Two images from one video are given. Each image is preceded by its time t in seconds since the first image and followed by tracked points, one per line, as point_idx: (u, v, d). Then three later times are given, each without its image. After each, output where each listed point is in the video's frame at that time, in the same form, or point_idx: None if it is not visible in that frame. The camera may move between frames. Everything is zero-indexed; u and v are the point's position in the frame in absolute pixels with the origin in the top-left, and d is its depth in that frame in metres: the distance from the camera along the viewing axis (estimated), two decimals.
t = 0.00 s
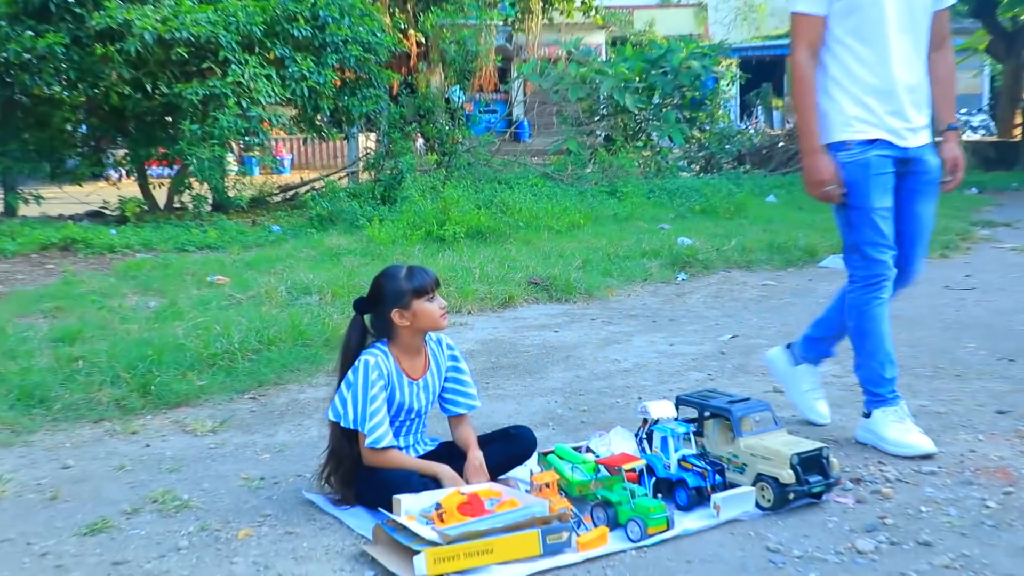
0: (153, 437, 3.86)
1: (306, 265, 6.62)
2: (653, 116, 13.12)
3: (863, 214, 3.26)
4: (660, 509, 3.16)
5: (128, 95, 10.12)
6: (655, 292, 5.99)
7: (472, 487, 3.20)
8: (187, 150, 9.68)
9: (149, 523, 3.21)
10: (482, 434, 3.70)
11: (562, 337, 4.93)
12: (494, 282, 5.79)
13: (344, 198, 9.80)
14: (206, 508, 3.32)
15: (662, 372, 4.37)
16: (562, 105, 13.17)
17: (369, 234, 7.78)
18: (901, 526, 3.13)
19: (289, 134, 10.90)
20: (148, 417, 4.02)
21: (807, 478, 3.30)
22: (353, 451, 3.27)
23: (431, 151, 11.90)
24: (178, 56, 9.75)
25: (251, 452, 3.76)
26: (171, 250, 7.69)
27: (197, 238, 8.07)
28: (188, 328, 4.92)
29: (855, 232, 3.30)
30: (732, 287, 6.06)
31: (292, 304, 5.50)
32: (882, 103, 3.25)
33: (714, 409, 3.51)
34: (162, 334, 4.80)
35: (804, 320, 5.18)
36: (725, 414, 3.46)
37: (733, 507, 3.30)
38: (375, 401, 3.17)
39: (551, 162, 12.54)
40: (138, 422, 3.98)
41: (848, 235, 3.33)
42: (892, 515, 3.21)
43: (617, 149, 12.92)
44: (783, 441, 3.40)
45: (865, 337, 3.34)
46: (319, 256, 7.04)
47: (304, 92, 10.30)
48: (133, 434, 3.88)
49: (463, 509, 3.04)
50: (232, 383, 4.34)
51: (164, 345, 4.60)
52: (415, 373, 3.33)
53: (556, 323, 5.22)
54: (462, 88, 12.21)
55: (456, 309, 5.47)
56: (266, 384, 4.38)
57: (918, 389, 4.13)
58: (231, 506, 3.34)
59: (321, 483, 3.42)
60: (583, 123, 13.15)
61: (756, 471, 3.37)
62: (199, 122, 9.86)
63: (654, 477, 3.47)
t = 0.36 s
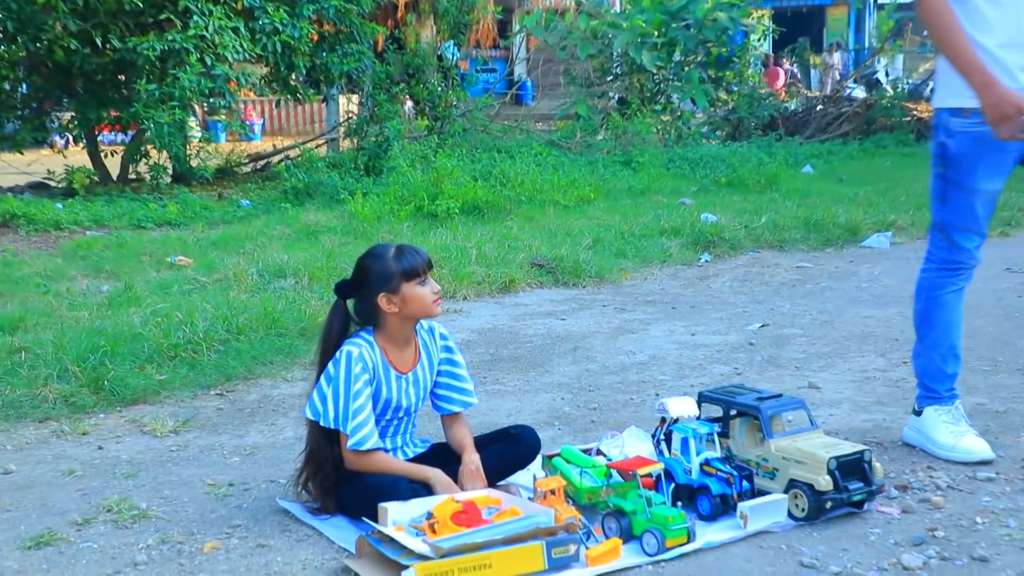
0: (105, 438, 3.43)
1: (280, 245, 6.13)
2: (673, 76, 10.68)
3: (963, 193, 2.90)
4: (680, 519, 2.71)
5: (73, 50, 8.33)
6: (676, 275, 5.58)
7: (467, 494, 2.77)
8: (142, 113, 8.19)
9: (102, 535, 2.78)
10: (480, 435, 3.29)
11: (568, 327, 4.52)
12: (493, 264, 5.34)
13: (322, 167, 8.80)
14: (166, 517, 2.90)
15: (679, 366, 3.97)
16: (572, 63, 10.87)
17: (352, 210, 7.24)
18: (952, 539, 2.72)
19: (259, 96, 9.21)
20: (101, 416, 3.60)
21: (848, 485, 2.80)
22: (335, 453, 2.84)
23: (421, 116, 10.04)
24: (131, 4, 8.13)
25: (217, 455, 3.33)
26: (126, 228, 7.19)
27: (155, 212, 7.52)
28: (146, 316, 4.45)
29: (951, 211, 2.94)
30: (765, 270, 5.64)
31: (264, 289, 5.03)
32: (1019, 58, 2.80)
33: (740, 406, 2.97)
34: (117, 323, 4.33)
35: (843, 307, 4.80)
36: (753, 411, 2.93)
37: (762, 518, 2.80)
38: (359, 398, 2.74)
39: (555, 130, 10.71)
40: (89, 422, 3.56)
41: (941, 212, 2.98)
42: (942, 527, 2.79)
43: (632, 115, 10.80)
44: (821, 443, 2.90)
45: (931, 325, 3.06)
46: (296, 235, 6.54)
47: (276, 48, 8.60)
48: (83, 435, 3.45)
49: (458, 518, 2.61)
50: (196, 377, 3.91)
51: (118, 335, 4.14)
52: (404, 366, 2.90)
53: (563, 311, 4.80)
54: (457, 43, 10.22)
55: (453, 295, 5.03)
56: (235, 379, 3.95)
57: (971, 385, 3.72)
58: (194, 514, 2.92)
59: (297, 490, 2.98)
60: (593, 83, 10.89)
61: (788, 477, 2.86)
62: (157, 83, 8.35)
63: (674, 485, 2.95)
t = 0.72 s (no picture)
0: (97, 414, 3.37)
1: (274, 218, 6.05)
2: (677, 45, 10.30)
3: None
4: (683, 496, 2.64)
5: (61, 17, 8.19)
6: (680, 249, 5.51)
7: (466, 470, 2.71)
8: (132, 82, 8.05)
9: (96, 512, 2.73)
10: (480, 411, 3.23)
11: (570, 301, 4.45)
12: (493, 238, 5.27)
13: (318, 138, 8.71)
14: (160, 492, 2.85)
15: (682, 341, 3.92)
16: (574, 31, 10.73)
17: (348, 181, 7.14)
18: (959, 515, 2.67)
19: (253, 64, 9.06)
20: (93, 392, 3.54)
21: (854, 462, 2.74)
22: (332, 429, 2.79)
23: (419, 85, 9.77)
24: None
25: (212, 431, 3.27)
26: (117, 200, 7.11)
27: (146, 183, 7.44)
28: (138, 290, 4.38)
29: None
30: (769, 243, 5.57)
31: (259, 263, 4.96)
32: None
33: (745, 381, 2.89)
34: (109, 296, 4.26)
35: (850, 281, 4.74)
36: (758, 386, 2.86)
37: (766, 495, 2.74)
38: (357, 372, 2.68)
39: (557, 100, 10.62)
40: (81, 397, 3.50)
41: None
42: (949, 503, 2.74)
43: (635, 85, 10.64)
44: (827, 419, 2.83)
45: None
46: (291, 207, 6.46)
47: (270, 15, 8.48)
48: (75, 411, 3.39)
49: (458, 496, 2.55)
50: (190, 352, 3.85)
51: (111, 309, 4.07)
52: (403, 340, 2.82)
53: (564, 286, 4.73)
54: (455, 11, 9.98)
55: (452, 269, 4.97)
56: (230, 354, 3.89)
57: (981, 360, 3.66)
58: (189, 490, 2.87)
59: (293, 465, 2.92)
60: (596, 52, 10.73)
61: (793, 453, 2.79)
62: (148, 51, 8.16)
63: (676, 461, 2.88)
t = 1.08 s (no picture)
0: (98, 389, 3.38)
1: (274, 194, 6.04)
2: (678, 18, 10.66)
3: None
4: (684, 471, 2.64)
5: None
6: (680, 224, 5.50)
7: (466, 446, 2.70)
8: (131, 57, 8.02)
9: (97, 487, 2.73)
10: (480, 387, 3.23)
11: (570, 277, 4.45)
12: (493, 213, 5.26)
13: (318, 112, 8.69)
14: (161, 467, 2.86)
15: (682, 315, 3.92)
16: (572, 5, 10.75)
17: (347, 157, 7.13)
18: (960, 489, 2.67)
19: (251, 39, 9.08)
20: (94, 368, 3.55)
21: (854, 436, 2.74)
22: (334, 404, 2.79)
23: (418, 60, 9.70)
24: None
25: (213, 406, 3.27)
26: (117, 176, 7.10)
27: (146, 159, 7.43)
28: (138, 266, 4.37)
29: None
30: (769, 218, 5.55)
31: (258, 239, 4.96)
32: None
33: (746, 355, 2.87)
34: (109, 272, 4.26)
35: (851, 256, 4.72)
36: (759, 361, 2.84)
37: (767, 469, 2.74)
38: (357, 347, 2.68)
39: (557, 74, 10.54)
40: (82, 372, 3.51)
41: None
42: (949, 477, 2.74)
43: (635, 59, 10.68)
44: (827, 394, 2.82)
45: None
46: (291, 183, 6.45)
47: None
48: (76, 386, 3.40)
49: (459, 471, 2.54)
50: (191, 328, 3.86)
51: (111, 286, 4.06)
52: (403, 316, 2.81)
53: (564, 261, 4.73)
54: None
55: (452, 245, 4.96)
56: (230, 330, 3.90)
57: (982, 334, 3.66)
58: (190, 466, 2.88)
59: (295, 441, 2.93)
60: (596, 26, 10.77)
61: (794, 428, 2.78)
62: (147, 26, 8.17)
63: (677, 436, 2.88)
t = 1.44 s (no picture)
0: (110, 378, 3.39)
1: (283, 184, 6.04)
2: (687, 8, 10.74)
3: None
4: (694, 461, 2.64)
5: None
6: (690, 214, 5.48)
7: (476, 436, 2.70)
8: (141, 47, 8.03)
9: (109, 476, 2.74)
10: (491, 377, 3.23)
11: (580, 266, 4.45)
12: (503, 203, 5.25)
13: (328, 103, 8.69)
14: (173, 456, 2.87)
15: (693, 305, 3.91)
16: None
17: (357, 147, 7.13)
18: (971, 480, 2.66)
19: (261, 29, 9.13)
20: (105, 357, 3.56)
21: (866, 427, 2.72)
22: (344, 393, 2.79)
23: (428, 50, 9.66)
24: None
25: (224, 396, 3.28)
26: (128, 166, 7.12)
27: (157, 149, 7.44)
28: (149, 255, 4.38)
29: None
30: (780, 208, 5.53)
31: (269, 229, 4.97)
32: None
33: (756, 346, 2.87)
34: (120, 262, 4.27)
35: (862, 246, 4.71)
36: (769, 352, 2.84)
37: (778, 460, 2.73)
38: (367, 337, 2.68)
39: (567, 64, 10.49)
40: (94, 362, 3.52)
41: None
42: (961, 468, 2.73)
43: (645, 47, 10.64)
44: (839, 384, 2.81)
45: None
46: (300, 173, 6.46)
47: None
48: (88, 375, 3.41)
49: (469, 461, 2.54)
50: (201, 318, 3.87)
51: (122, 275, 4.07)
52: (413, 306, 2.81)
53: (574, 251, 4.73)
54: None
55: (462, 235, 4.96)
56: (240, 320, 3.91)
57: (994, 324, 3.64)
58: (202, 454, 2.89)
59: (306, 430, 2.93)
60: (605, 16, 10.77)
61: (805, 418, 2.78)
62: (157, 16, 8.20)
63: (687, 427, 2.86)
